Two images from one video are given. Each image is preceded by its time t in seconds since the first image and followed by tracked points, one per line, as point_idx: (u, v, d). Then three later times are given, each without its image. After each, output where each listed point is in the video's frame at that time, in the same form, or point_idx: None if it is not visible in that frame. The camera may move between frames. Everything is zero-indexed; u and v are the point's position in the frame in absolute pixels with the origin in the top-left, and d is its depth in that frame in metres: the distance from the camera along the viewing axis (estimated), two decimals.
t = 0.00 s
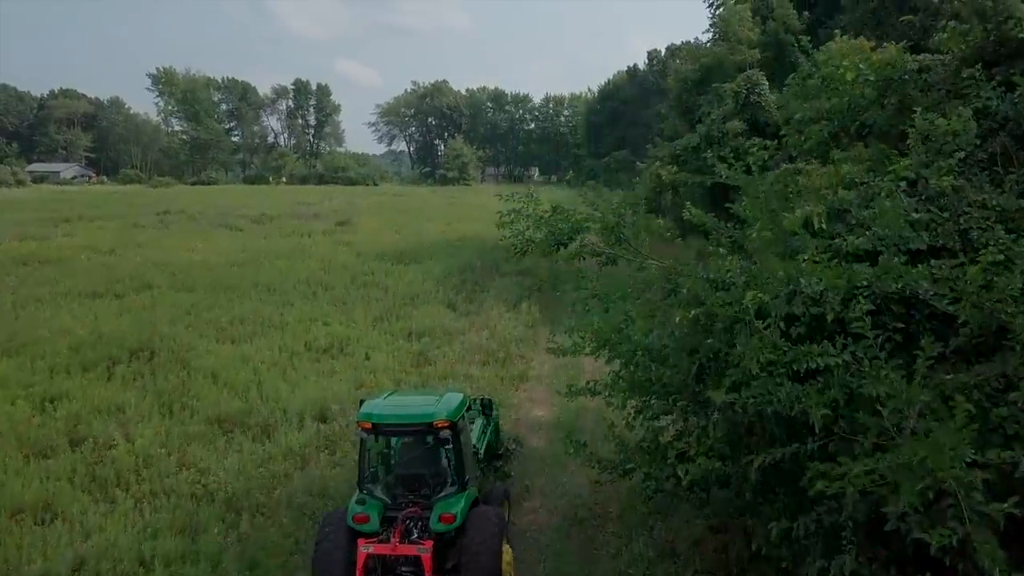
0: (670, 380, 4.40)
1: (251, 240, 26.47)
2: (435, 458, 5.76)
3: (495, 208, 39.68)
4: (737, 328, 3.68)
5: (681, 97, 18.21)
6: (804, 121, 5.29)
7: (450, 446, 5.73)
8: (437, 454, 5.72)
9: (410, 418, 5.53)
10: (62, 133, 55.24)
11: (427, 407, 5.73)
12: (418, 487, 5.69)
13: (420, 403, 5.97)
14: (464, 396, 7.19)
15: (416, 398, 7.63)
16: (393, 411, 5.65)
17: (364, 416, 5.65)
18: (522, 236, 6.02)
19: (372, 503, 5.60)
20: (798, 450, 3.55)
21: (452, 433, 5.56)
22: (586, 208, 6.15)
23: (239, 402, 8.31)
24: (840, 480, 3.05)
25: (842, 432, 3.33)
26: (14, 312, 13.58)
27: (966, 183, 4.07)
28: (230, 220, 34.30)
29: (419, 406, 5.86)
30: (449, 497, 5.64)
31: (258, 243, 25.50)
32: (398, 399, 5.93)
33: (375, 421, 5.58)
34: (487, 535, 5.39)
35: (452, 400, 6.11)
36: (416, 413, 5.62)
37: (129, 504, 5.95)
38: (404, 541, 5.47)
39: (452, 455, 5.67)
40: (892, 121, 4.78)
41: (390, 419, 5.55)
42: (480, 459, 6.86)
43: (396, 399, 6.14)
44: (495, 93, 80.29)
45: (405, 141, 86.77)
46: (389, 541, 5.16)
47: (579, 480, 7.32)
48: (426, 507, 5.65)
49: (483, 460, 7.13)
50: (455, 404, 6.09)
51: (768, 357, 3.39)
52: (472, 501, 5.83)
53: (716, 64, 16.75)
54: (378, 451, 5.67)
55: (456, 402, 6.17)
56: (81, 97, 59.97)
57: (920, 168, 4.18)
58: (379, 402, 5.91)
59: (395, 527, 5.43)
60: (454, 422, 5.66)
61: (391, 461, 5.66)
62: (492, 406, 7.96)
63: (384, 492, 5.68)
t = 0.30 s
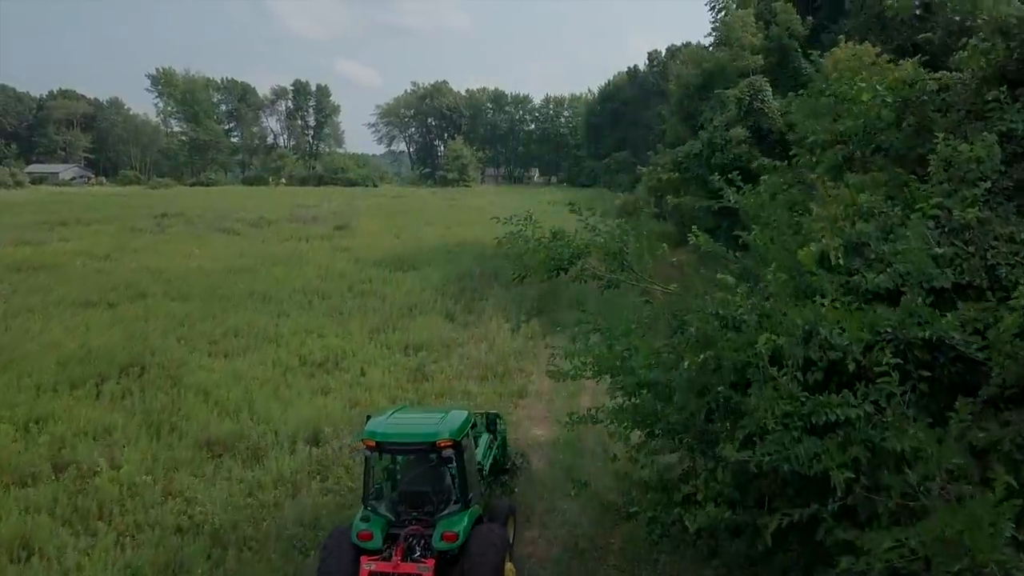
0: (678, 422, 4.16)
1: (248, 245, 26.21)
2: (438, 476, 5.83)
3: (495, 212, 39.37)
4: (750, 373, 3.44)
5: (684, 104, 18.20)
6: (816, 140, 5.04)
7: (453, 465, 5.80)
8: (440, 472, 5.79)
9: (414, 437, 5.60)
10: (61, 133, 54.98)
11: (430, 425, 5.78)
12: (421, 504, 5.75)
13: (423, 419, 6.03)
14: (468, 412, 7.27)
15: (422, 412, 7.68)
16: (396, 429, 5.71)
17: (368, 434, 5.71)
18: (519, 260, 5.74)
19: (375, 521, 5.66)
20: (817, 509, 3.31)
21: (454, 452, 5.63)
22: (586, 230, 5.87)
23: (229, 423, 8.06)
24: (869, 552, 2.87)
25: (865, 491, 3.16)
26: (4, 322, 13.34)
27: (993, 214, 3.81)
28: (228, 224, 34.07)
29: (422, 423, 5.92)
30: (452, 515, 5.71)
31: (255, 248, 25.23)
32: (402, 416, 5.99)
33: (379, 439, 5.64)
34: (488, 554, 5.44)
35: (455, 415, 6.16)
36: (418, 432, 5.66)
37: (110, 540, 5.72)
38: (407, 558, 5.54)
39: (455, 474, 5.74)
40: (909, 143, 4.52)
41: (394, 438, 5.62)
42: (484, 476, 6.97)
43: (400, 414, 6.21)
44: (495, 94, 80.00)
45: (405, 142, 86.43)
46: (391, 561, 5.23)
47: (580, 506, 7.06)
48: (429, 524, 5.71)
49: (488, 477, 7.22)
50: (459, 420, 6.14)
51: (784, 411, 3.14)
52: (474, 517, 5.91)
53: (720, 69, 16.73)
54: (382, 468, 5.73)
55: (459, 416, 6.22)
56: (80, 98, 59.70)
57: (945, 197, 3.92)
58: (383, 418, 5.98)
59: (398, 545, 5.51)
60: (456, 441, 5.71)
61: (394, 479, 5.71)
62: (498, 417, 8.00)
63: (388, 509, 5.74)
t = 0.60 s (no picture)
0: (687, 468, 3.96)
1: (245, 251, 25.96)
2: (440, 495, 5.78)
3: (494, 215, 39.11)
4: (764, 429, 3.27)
5: (684, 110, 17.97)
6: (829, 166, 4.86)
7: (454, 485, 5.75)
8: (442, 492, 5.75)
9: (414, 457, 5.59)
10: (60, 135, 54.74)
11: (432, 445, 5.77)
12: (422, 524, 5.71)
13: (427, 439, 6.03)
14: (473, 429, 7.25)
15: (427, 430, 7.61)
16: (398, 450, 5.72)
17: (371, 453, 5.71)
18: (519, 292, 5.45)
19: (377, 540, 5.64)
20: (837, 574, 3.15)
21: (455, 472, 5.59)
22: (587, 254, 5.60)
23: (217, 446, 7.82)
24: None
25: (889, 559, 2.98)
26: None
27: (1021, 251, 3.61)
28: (224, 228, 33.80)
29: (426, 443, 5.92)
30: (454, 535, 5.65)
31: (251, 254, 24.96)
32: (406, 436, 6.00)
33: (380, 460, 5.67)
34: None
35: (461, 434, 6.15)
36: (420, 452, 5.66)
37: None
38: None
39: (457, 494, 5.70)
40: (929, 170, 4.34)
41: (394, 457, 5.61)
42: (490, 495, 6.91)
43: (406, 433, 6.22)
44: (495, 95, 79.80)
45: (405, 143, 86.15)
46: None
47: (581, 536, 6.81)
48: (430, 544, 5.67)
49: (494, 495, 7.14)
50: (463, 439, 6.10)
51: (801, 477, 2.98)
52: (478, 537, 5.85)
53: (722, 74, 16.57)
54: (384, 487, 5.75)
55: (465, 435, 6.19)
56: (78, 100, 59.43)
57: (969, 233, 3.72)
58: (387, 438, 6.01)
59: (398, 565, 5.48)
60: (457, 462, 5.68)
61: (396, 498, 5.71)
62: (506, 433, 7.95)
63: (390, 528, 5.72)
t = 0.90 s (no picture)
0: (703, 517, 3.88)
1: (243, 256, 25.72)
2: (449, 516, 5.92)
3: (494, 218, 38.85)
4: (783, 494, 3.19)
5: (692, 114, 17.88)
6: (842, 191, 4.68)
7: (463, 507, 5.89)
8: (450, 513, 5.89)
9: (424, 479, 5.74)
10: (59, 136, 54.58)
11: (441, 468, 5.93)
12: (431, 544, 5.85)
13: (437, 460, 6.19)
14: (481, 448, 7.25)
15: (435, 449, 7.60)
16: (408, 471, 5.88)
17: (381, 474, 5.88)
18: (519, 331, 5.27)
19: (387, 558, 5.81)
20: None
21: (464, 495, 5.73)
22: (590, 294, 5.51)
23: (206, 472, 7.58)
24: None
25: None
26: None
27: None
28: (222, 232, 33.55)
29: (435, 464, 6.08)
30: (462, 556, 5.79)
31: (248, 260, 24.72)
32: (416, 457, 6.17)
33: (390, 480, 5.83)
34: None
35: (471, 455, 6.31)
36: (429, 474, 5.82)
37: None
38: None
39: (466, 517, 5.85)
40: (951, 200, 4.11)
41: (404, 479, 5.78)
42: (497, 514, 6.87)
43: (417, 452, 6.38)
44: (494, 95, 79.56)
45: (404, 143, 85.87)
46: None
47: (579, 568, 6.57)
48: (439, 565, 5.81)
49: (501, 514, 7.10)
50: (472, 460, 6.24)
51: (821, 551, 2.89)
52: (485, 558, 5.98)
53: (724, 81, 16.39)
54: (394, 507, 5.91)
55: (474, 456, 6.34)
56: (77, 101, 59.20)
57: (996, 275, 3.57)
58: (398, 458, 6.17)
59: None
60: (466, 484, 5.84)
61: (405, 518, 5.87)
62: (513, 451, 7.93)
63: (400, 547, 5.87)
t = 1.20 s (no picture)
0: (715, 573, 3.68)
1: (240, 262, 25.46)
2: (453, 535, 5.97)
3: (494, 222, 38.57)
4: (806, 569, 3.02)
5: (694, 120, 17.65)
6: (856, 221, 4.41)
7: (466, 526, 5.94)
8: (454, 533, 5.94)
9: (428, 500, 5.80)
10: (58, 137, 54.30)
11: (445, 488, 5.99)
12: (436, 563, 5.89)
13: (441, 479, 6.25)
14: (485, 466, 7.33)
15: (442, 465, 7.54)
16: (412, 491, 5.94)
17: (386, 494, 5.93)
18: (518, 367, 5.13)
19: None
20: None
21: (468, 514, 5.79)
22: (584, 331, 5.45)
23: (193, 501, 7.34)
24: None
25: None
26: None
27: None
28: (220, 235, 33.27)
29: (438, 484, 6.14)
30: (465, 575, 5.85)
31: (245, 265, 24.47)
32: (420, 476, 6.22)
33: (394, 501, 5.88)
34: None
35: (473, 473, 6.38)
36: (433, 495, 5.87)
37: None
38: None
39: (469, 537, 5.91)
40: (976, 235, 3.79)
41: (409, 499, 5.83)
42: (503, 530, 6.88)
43: (421, 470, 6.44)
44: (494, 96, 79.28)
45: (404, 145, 85.58)
46: None
47: None
48: None
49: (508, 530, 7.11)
50: (475, 479, 6.30)
51: None
52: None
53: (726, 87, 16.17)
54: (399, 526, 5.95)
55: (477, 474, 6.40)
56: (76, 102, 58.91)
57: None
58: (402, 478, 6.22)
59: None
60: (469, 504, 5.90)
61: (410, 537, 5.92)
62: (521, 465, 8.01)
63: (404, 566, 5.91)
